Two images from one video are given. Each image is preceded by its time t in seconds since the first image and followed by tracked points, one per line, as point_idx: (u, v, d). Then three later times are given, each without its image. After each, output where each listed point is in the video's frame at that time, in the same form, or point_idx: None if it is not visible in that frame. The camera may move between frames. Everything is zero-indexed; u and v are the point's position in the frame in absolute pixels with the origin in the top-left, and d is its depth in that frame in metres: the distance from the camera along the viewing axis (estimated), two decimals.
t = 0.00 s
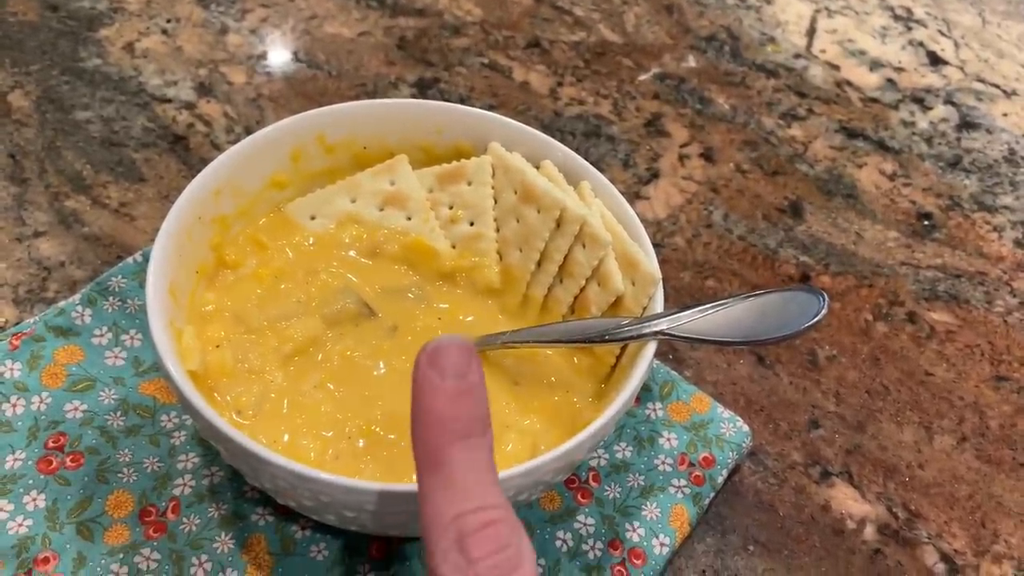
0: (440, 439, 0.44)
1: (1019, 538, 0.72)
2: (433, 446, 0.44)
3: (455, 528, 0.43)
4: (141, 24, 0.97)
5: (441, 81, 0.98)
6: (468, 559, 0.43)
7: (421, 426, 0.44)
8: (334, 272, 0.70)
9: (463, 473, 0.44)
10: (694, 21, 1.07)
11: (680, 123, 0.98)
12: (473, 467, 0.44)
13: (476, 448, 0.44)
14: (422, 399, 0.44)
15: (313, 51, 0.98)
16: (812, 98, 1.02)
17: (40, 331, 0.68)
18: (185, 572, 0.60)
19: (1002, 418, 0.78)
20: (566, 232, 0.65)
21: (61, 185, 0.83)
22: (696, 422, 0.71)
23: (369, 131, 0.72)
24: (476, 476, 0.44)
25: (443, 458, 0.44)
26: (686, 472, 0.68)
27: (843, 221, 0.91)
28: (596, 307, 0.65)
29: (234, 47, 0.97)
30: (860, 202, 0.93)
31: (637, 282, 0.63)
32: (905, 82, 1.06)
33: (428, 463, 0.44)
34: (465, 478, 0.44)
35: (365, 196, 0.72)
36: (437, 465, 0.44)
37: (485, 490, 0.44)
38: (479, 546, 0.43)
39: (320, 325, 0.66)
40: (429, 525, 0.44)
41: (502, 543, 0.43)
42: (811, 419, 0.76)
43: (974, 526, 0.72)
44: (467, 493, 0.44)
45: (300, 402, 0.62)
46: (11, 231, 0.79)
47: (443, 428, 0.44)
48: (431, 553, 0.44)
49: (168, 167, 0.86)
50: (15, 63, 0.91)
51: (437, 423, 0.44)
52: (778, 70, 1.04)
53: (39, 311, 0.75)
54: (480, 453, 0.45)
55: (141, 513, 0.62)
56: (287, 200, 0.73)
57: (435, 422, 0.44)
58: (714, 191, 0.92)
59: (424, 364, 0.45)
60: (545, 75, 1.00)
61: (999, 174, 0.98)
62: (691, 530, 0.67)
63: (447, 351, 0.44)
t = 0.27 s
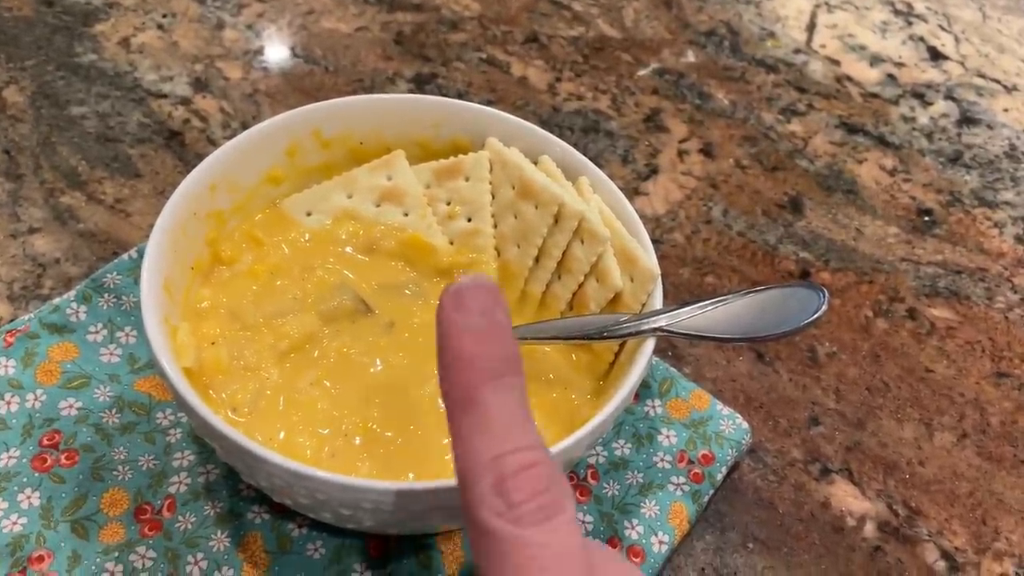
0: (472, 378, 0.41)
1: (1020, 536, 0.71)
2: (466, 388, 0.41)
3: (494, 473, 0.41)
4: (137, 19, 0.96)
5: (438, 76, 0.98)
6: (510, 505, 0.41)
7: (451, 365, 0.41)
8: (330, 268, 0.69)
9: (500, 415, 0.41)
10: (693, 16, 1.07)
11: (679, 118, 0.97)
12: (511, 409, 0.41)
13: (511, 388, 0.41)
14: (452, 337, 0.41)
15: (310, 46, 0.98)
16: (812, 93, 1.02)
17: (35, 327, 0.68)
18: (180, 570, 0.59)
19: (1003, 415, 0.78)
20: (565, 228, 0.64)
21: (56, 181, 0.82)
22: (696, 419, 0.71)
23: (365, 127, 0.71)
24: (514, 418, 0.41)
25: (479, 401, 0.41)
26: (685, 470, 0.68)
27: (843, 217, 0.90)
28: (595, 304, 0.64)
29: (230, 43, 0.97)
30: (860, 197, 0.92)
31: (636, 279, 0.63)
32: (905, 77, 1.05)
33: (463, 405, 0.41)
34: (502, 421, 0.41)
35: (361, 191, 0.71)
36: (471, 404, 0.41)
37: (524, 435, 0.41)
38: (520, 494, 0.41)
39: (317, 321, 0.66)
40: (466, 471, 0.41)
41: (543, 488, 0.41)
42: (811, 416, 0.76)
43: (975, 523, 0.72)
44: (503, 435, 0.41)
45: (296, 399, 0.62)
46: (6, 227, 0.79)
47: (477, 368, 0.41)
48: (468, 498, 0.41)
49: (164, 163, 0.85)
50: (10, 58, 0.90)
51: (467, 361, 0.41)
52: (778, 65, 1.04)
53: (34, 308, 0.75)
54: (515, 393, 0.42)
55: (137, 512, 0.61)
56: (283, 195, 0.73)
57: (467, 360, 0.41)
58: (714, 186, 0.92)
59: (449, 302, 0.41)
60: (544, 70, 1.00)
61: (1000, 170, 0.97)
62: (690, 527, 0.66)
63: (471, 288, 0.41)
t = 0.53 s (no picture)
0: (497, 317, 0.38)
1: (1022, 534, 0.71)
2: (496, 333, 0.38)
3: (517, 422, 0.39)
4: (137, 17, 0.96)
5: (439, 75, 0.98)
6: (532, 455, 0.40)
7: (473, 302, 0.38)
8: (332, 268, 0.69)
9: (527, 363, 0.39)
10: (694, 14, 1.07)
11: (681, 117, 0.97)
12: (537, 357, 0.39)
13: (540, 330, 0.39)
14: (474, 273, 0.38)
15: (311, 45, 0.98)
16: (813, 92, 1.02)
17: (37, 327, 0.68)
18: (183, 570, 0.59)
19: (1005, 413, 0.78)
20: (566, 227, 0.64)
21: (57, 180, 0.82)
22: (697, 418, 0.71)
23: (367, 126, 0.71)
24: (541, 364, 0.39)
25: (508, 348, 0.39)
26: (687, 469, 0.68)
27: (844, 216, 0.90)
28: (596, 303, 0.64)
29: (231, 41, 0.97)
30: (861, 196, 0.92)
31: (637, 278, 0.63)
32: (907, 75, 1.05)
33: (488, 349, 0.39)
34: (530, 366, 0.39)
35: (363, 190, 0.71)
36: (497, 347, 0.39)
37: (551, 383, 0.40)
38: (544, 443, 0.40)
39: (319, 321, 0.66)
40: (486, 414, 0.40)
41: (568, 438, 0.41)
42: (812, 415, 0.76)
43: (976, 521, 0.72)
44: (528, 381, 0.39)
45: (299, 399, 0.62)
46: (6, 226, 0.79)
47: (508, 311, 0.38)
48: (488, 442, 0.40)
49: (165, 162, 0.85)
50: (10, 57, 0.90)
51: (493, 299, 0.38)
52: (779, 64, 1.04)
53: (36, 307, 0.75)
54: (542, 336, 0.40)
55: (139, 511, 0.61)
56: (285, 194, 0.73)
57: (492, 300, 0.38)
58: (715, 185, 0.92)
59: (471, 229, 0.38)
60: (545, 69, 1.00)
61: (1001, 168, 0.97)
62: (692, 526, 0.66)
63: (501, 219, 0.38)
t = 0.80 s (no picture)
0: (453, 383, 0.39)
1: (1021, 527, 0.71)
2: (450, 394, 0.39)
3: (474, 476, 0.40)
4: (134, 11, 0.96)
5: (437, 68, 0.97)
6: (488, 508, 0.40)
7: (433, 368, 0.39)
8: (329, 262, 0.69)
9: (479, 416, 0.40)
10: (693, 7, 1.06)
11: (679, 110, 0.97)
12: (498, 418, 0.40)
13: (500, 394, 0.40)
14: (435, 345, 0.39)
15: (308, 39, 0.97)
16: (812, 85, 1.01)
17: (32, 321, 0.67)
18: (179, 564, 0.59)
19: (1004, 406, 0.78)
20: (564, 220, 0.64)
21: (53, 174, 0.82)
22: (696, 411, 0.71)
23: (363, 119, 0.71)
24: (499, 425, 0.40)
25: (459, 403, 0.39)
26: (686, 462, 0.68)
27: (843, 209, 0.90)
28: (594, 296, 0.64)
29: (227, 35, 0.96)
30: (860, 189, 0.92)
31: (636, 270, 0.62)
32: (906, 69, 1.05)
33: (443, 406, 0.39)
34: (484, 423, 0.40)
35: (360, 183, 0.71)
36: (452, 410, 0.39)
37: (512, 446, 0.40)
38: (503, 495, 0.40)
39: (316, 314, 0.65)
40: (446, 473, 0.40)
41: (524, 491, 0.40)
42: (811, 408, 0.75)
43: (976, 515, 0.71)
44: (479, 440, 0.39)
45: (295, 392, 0.62)
46: (2, 220, 0.78)
47: (462, 371, 0.39)
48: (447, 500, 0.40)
49: (161, 156, 0.85)
50: (6, 51, 0.90)
51: (450, 367, 0.39)
52: (778, 57, 1.03)
53: (31, 302, 0.74)
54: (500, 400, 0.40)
55: (136, 505, 0.61)
56: (281, 188, 0.73)
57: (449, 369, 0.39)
58: (714, 178, 0.91)
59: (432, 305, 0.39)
60: (543, 62, 0.99)
61: (1001, 161, 0.97)
62: (691, 520, 0.66)
63: (456, 297, 0.39)
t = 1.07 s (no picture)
0: (495, 316, 0.30)
1: None
2: (495, 329, 0.30)
3: (530, 431, 0.30)
4: (138, 15, 0.95)
5: (443, 71, 0.97)
6: (547, 468, 0.30)
7: (469, 300, 0.30)
8: (338, 269, 0.69)
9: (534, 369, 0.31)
10: (699, 9, 1.06)
11: (686, 113, 0.96)
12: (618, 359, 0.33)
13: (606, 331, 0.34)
14: (468, 274, 0.30)
15: (313, 42, 0.97)
16: (820, 87, 1.01)
17: (40, 330, 0.67)
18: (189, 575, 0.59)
19: (1016, 412, 0.77)
20: (575, 228, 0.64)
21: (59, 180, 0.81)
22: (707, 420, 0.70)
23: (372, 125, 0.70)
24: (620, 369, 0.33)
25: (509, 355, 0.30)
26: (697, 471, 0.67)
27: (852, 213, 0.90)
28: (605, 304, 0.64)
29: (232, 39, 0.96)
30: (869, 193, 0.92)
31: (648, 278, 0.62)
32: (913, 71, 1.04)
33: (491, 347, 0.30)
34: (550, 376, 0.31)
35: (369, 190, 0.71)
36: (499, 348, 0.30)
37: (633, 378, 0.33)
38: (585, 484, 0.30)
39: (326, 323, 0.65)
40: (491, 424, 0.31)
41: (591, 448, 0.31)
42: (822, 415, 0.75)
43: (988, 522, 0.71)
44: (532, 383, 0.30)
45: (305, 403, 0.61)
46: (8, 228, 0.78)
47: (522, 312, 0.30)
48: (493, 458, 0.31)
49: (167, 161, 0.84)
50: (10, 56, 0.89)
51: (488, 299, 0.30)
52: (785, 59, 1.03)
53: (38, 309, 0.74)
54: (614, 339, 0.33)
55: (145, 516, 0.61)
56: (290, 195, 0.72)
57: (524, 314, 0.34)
58: (722, 182, 0.91)
59: (464, 230, 0.30)
60: (549, 66, 0.99)
61: (1010, 164, 0.97)
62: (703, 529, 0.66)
63: (491, 217, 0.30)
